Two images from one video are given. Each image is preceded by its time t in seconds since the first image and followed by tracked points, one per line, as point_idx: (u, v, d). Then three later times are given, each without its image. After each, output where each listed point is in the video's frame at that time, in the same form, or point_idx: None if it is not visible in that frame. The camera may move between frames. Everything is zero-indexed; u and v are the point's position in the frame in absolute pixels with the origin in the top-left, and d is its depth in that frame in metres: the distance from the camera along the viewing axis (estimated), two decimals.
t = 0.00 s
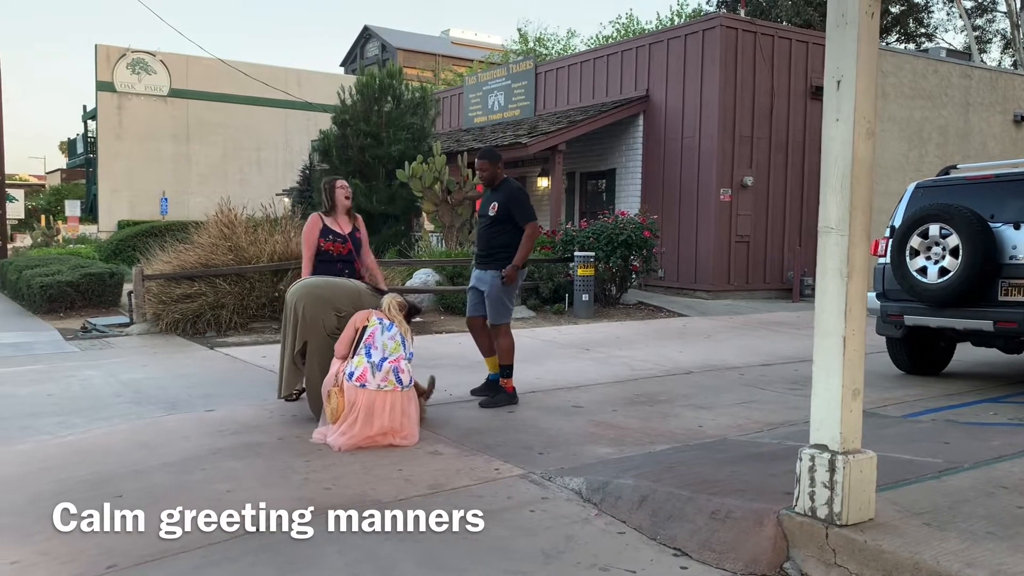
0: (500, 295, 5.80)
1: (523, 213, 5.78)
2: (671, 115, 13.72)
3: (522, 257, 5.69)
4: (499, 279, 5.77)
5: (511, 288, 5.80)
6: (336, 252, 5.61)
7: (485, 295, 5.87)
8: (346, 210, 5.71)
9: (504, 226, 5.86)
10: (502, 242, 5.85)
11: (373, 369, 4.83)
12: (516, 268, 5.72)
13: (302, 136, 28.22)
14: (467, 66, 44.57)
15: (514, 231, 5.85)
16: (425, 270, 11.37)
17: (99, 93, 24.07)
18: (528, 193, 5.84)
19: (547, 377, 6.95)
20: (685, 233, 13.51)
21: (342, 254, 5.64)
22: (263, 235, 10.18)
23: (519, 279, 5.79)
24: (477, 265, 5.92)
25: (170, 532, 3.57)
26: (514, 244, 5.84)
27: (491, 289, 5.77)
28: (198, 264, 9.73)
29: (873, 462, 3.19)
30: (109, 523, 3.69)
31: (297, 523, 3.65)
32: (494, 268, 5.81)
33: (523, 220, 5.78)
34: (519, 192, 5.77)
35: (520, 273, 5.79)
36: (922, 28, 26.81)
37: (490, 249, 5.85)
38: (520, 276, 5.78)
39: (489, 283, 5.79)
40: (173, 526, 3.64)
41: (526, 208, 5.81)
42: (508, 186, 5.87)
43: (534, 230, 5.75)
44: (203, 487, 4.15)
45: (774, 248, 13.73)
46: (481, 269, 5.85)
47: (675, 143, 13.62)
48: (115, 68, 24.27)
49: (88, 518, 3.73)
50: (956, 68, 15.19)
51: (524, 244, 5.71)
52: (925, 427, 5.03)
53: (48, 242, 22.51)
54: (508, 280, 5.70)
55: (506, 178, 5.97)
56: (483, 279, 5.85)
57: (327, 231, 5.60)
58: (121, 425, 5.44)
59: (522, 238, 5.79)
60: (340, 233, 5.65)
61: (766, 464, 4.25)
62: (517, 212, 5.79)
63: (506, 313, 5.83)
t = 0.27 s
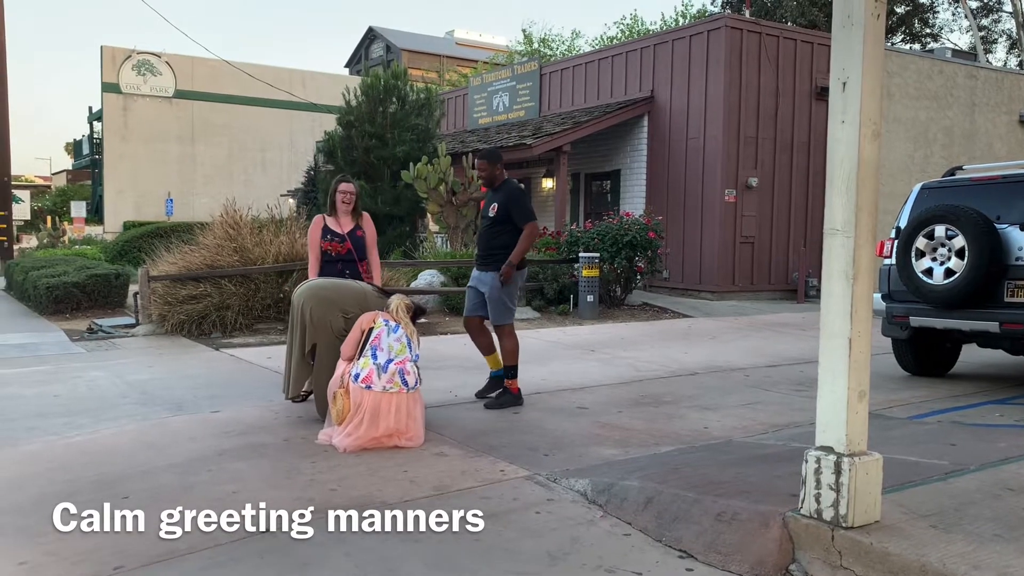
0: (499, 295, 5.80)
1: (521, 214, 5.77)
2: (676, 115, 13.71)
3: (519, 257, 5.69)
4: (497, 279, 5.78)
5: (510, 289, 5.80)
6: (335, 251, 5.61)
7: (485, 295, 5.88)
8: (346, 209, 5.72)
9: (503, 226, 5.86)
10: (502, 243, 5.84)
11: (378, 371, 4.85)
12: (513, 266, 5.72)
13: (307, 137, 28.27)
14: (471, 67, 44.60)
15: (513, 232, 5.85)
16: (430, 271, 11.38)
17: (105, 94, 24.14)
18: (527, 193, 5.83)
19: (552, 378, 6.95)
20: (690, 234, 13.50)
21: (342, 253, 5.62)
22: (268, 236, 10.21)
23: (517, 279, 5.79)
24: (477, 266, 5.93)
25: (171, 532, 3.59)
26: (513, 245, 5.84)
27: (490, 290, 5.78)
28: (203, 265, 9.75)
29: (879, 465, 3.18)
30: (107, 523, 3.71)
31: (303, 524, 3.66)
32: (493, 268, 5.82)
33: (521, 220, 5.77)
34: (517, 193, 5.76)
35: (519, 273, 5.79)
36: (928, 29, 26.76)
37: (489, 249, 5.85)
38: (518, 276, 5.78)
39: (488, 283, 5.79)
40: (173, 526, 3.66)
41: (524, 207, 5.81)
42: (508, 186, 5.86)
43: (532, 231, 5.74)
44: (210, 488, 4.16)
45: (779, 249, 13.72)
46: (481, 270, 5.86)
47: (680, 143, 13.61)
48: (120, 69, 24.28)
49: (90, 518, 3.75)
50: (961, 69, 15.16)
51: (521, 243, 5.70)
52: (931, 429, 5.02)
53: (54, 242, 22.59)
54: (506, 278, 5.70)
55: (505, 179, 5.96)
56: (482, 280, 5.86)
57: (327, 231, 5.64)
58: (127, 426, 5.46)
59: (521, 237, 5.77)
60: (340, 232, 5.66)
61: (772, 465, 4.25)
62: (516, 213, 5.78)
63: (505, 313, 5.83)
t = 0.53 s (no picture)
0: (482, 292, 5.79)
1: (506, 211, 5.77)
2: (674, 114, 13.71)
3: (502, 254, 5.68)
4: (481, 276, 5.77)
5: (493, 286, 5.79)
6: (331, 251, 5.61)
7: (469, 293, 5.86)
8: (345, 210, 5.69)
9: (488, 224, 5.85)
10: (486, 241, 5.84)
11: (374, 370, 4.84)
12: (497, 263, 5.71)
13: (305, 136, 28.25)
14: (470, 66, 44.58)
15: (498, 229, 5.84)
16: (428, 270, 11.37)
17: (104, 94, 24.11)
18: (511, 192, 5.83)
19: (550, 377, 6.94)
20: (688, 233, 13.50)
21: (338, 253, 5.62)
22: (266, 236, 10.20)
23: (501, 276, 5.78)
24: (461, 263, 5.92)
25: (175, 531, 3.58)
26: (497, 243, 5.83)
27: (473, 287, 5.77)
28: (201, 265, 9.74)
29: (876, 463, 3.18)
30: (103, 524, 3.70)
31: (300, 524, 3.65)
32: (476, 265, 5.80)
33: (506, 218, 5.78)
34: (502, 191, 5.76)
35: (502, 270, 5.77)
36: (926, 27, 26.76)
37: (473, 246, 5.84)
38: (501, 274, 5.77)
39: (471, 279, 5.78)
40: (169, 526, 3.64)
41: (509, 206, 5.81)
42: (493, 185, 5.86)
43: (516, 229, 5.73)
44: (207, 488, 4.15)
45: (777, 247, 13.72)
46: (465, 267, 5.85)
47: (678, 142, 13.61)
48: (118, 69, 24.27)
49: (86, 519, 3.74)
50: (959, 67, 15.15)
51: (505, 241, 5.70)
52: (929, 427, 5.02)
53: (52, 242, 22.56)
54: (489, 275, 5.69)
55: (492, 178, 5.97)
56: (466, 277, 5.85)
57: (324, 231, 5.64)
58: (125, 426, 5.45)
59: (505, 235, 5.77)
60: (337, 233, 5.65)
61: (770, 463, 4.25)
62: (500, 210, 5.78)
63: (489, 312, 5.82)
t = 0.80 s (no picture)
0: (494, 290, 5.82)
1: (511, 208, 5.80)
2: (680, 114, 13.69)
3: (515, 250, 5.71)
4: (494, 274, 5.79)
5: (505, 283, 5.82)
6: (344, 254, 5.64)
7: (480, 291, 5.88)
8: (356, 212, 5.70)
9: (494, 222, 5.87)
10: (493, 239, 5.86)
11: (382, 369, 4.85)
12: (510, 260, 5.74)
13: (311, 137, 28.31)
14: (476, 66, 44.61)
15: (504, 226, 5.86)
16: (434, 270, 11.38)
17: (110, 94, 24.18)
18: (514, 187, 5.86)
19: (555, 377, 6.95)
20: (694, 233, 13.48)
21: (350, 255, 5.65)
22: (272, 235, 10.22)
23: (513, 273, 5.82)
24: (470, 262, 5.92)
25: (177, 531, 3.59)
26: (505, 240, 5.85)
27: (487, 285, 5.79)
28: (208, 264, 9.77)
29: (881, 463, 3.17)
30: (108, 523, 3.72)
31: (306, 523, 3.66)
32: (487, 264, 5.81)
33: (511, 216, 5.80)
34: (506, 188, 5.78)
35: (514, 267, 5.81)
36: (933, 27, 26.69)
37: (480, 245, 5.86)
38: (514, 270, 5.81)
39: (482, 279, 5.80)
40: (173, 525, 3.66)
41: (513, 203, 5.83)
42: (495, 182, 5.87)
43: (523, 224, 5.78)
44: (212, 487, 4.17)
45: (783, 248, 13.70)
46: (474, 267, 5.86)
47: (684, 142, 13.60)
48: (125, 69, 24.28)
49: (89, 518, 3.75)
50: (966, 67, 15.10)
51: (513, 239, 5.73)
52: (935, 428, 5.00)
53: (59, 242, 22.64)
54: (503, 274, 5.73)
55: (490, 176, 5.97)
56: (476, 276, 5.86)
57: (335, 233, 5.65)
58: (131, 425, 5.47)
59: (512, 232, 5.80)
60: (349, 235, 5.67)
61: (774, 464, 4.25)
62: (506, 207, 5.80)
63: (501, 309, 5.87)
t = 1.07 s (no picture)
0: (519, 290, 5.80)
1: (535, 207, 5.79)
2: (689, 114, 13.67)
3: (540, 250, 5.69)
4: (518, 274, 5.78)
5: (529, 283, 5.81)
6: (341, 253, 5.66)
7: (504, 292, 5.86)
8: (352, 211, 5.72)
9: (518, 222, 5.86)
10: (516, 239, 5.85)
11: (391, 369, 4.86)
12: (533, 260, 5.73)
13: (320, 136, 28.39)
14: (484, 66, 44.62)
15: (528, 226, 5.85)
16: (442, 270, 11.39)
17: (121, 94, 24.27)
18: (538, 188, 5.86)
19: (563, 377, 6.94)
20: (703, 232, 13.45)
21: (348, 255, 5.67)
22: (281, 235, 10.26)
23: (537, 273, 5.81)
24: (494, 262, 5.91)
25: (186, 530, 3.60)
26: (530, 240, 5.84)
27: (511, 286, 5.78)
28: (217, 264, 9.81)
29: (892, 464, 3.16)
30: (118, 521, 3.74)
31: (316, 522, 3.67)
32: (512, 264, 5.81)
33: (534, 215, 5.78)
34: (530, 187, 5.78)
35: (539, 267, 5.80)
36: (944, 26, 26.57)
37: (503, 245, 5.85)
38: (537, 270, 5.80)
39: (505, 279, 5.79)
40: (183, 524, 3.67)
41: (537, 202, 5.82)
42: (519, 182, 5.87)
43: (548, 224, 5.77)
44: (222, 485, 4.18)
45: (793, 248, 13.65)
46: (497, 267, 5.85)
47: (693, 142, 13.57)
48: (135, 69, 24.38)
49: (99, 517, 3.77)
50: (978, 66, 15.02)
51: (535, 238, 5.70)
52: (946, 429, 4.98)
53: (70, 241, 22.76)
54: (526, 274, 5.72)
55: (514, 175, 5.97)
56: (501, 276, 5.84)
57: (332, 233, 5.67)
58: (141, 423, 5.50)
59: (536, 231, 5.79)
60: (345, 234, 5.68)
61: (784, 464, 4.23)
62: (530, 207, 5.79)
63: (525, 309, 5.84)
